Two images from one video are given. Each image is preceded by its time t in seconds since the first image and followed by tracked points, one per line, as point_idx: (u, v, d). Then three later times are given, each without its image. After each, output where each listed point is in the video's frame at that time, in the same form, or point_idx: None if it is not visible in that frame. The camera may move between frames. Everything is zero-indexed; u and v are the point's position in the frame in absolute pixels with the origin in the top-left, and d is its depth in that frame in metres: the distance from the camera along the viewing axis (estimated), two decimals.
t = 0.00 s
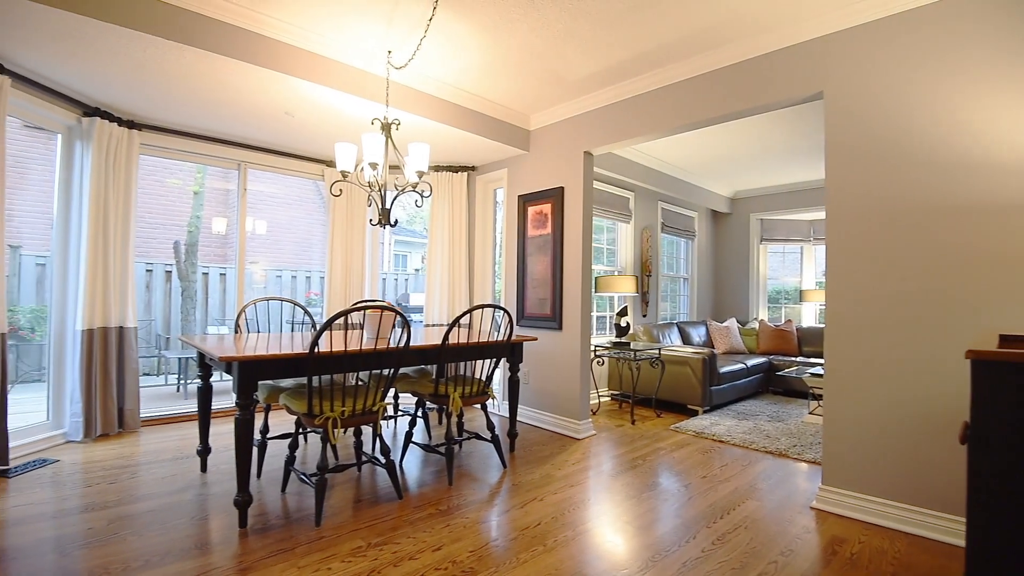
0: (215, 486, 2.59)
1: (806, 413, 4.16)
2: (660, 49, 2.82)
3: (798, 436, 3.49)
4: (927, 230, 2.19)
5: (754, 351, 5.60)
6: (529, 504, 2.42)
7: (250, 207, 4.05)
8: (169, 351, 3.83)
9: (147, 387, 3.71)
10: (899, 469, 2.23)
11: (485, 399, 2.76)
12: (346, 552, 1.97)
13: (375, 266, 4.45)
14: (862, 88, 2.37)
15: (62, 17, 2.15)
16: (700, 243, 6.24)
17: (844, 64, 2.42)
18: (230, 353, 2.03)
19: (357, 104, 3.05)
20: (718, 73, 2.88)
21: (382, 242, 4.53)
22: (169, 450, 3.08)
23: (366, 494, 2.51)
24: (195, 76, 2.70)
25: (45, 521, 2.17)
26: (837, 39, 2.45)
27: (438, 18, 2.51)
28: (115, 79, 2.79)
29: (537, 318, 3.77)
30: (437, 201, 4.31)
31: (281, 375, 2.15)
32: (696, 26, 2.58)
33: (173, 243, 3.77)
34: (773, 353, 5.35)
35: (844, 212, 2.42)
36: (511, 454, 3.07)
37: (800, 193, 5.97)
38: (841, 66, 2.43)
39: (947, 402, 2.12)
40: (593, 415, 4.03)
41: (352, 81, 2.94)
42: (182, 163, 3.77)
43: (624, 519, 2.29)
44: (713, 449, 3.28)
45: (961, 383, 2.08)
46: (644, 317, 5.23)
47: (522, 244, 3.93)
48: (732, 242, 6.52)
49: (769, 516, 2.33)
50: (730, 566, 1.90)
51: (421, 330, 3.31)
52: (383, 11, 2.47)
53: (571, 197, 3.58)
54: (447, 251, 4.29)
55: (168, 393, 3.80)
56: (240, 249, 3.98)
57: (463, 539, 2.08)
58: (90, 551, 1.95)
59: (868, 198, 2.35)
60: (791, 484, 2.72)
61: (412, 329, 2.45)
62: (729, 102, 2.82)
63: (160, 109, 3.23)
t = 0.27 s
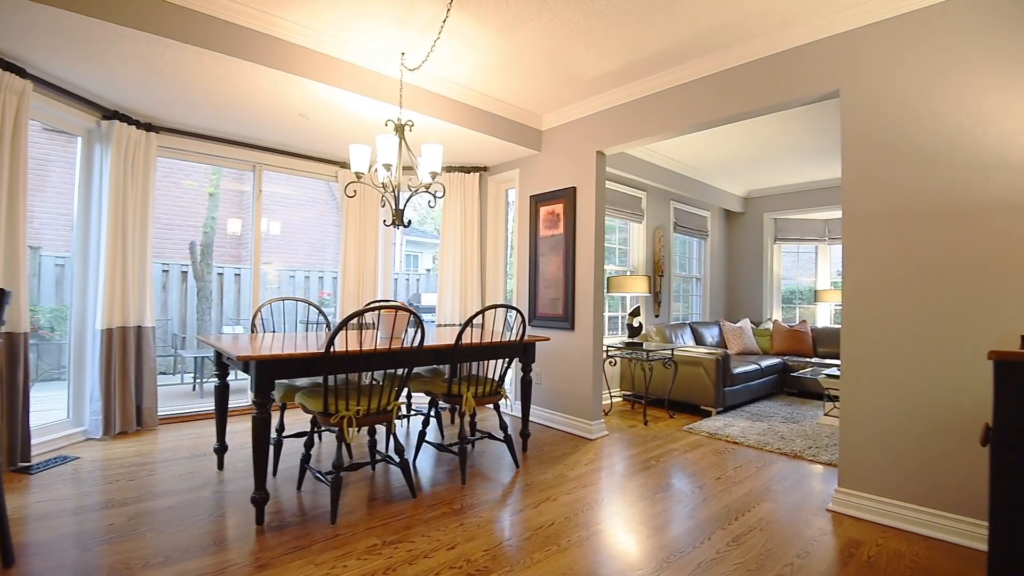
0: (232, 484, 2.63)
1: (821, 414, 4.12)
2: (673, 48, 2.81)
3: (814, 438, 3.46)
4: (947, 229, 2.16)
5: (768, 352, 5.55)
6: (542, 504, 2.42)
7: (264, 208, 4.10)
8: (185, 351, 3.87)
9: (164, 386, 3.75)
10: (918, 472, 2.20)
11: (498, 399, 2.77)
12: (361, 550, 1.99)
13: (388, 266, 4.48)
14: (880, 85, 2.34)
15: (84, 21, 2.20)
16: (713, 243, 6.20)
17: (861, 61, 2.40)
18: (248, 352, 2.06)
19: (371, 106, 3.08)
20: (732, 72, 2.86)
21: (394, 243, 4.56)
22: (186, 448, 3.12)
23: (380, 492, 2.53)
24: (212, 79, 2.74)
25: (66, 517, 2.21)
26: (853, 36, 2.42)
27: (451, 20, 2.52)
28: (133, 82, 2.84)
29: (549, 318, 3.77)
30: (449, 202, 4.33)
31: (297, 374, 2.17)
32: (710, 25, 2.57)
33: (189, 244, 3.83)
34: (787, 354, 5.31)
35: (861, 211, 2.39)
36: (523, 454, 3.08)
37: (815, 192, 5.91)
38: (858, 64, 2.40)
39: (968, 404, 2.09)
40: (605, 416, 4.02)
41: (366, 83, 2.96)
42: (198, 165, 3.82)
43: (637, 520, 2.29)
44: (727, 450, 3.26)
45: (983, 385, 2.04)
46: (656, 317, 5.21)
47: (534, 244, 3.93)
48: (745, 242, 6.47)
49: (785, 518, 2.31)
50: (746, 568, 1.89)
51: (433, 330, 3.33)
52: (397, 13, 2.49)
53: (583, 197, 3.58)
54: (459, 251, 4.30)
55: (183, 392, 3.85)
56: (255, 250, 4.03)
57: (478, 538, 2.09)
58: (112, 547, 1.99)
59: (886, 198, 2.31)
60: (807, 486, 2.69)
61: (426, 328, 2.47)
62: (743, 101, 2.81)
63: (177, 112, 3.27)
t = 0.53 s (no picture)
0: (247, 482, 2.66)
1: (836, 415, 4.07)
2: (686, 47, 2.80)
3: (829, 439, 3.42)
4: (967, 228, 2.12)
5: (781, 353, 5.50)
6: (554, 504, 2.42)
7: (278, 210, 4.14)
8: (200, 350, 3.92)
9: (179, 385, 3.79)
10: (937, 474, 2.17)
11: (510, 399, 2.77)
12: (376, 548, 2.00)
13: (400, 266, 4.50)
14: (897, 83, 2.31)
15: (103, 26, 2.24)
16: (726, 242, 6.16)
17: (878, 58, 2.37)
18: (265, 352, 2.08)
19: (385, 108, 3.10)
20: (747, 70, 2.84)
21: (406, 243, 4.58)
22: (202, 446, 3.16)
23: (394, 491, 2.55)
24: (228, 82, 2.78)
25: (86, 514, 2.25)
26: (870, 33, 2.39)
27: (465, 22, 2.54)
28: (151, 86, 2.88)
29: (561, 319, 3.77)
30: (461, 202, 4.35)
31: (313, 373, 2.19)
32: (724, 24, 2.56)
33: (204, 245, 3.87)
34: (801, 354, 5.26)
35: (877, 209, 2.37)
36: (536, 454, 3.08)
37: (830, 191, 5.84)
38: (875, 61, 2.38)
39: (988, 406, 2.06)
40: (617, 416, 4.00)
41: (380, 85, 2.98)
42: (212, 167, 3.87)
43: (650, 520, 2.28)
44: (740, 451, 3.23)
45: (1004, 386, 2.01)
46: (668, 318, 5.18)
47: (546, 244, 3.93)
48: (759, 242, 6.42)
49: (799, 520, 2.29)
50: (761, 570, 1.88)
51: (445, 330, 3.34)
52: (410, 16, 2.51)
53: (595, 197, 3.57)
54: (471, 252, 4.32)
55: (199, 390, 3.90)
56: (268, 251, 4.07)
57: (492, 538, 2.09)
58: (131, 543, 2.02)
59: (904, 197, 2.29)
60: (822, 488, 2.66)
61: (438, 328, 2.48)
62: (758, 100, 2.79)
63: (194, 114, 3.32)
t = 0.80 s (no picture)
0: (263, 480, 2.69)
1: (852, 417, 4.02)
2: (699, 46, 2.78)
3: (845, 441, 3.38)
4: (987, 227, 2.09)
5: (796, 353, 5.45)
6: (568, 505, 2.42)
7: (292, 210, 4.19)
8: (215, 349, 3.97)
9: (195, 384, 3.85)
10: (956, 477, 2.14)
11: (523, 399, 2.78)
12: (391, 547, 2.02)
13: (412, 267, 4.53)
14: (915, 80, 2.28)
15: (123, 31, 2.28)
16: (739, 242, 6.11)
17: (895, 55, 2.34)
18: (282, 351, 2.11)
19: (399, 109, 3.12)
20: (762, 69, 2.81)
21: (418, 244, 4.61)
22: (219, 444, 3.21)
23: (407, 490, 2.57)
24: (244, 85, 2.82)
25: (106, 510, 2.29)
26: (889, 29, 2.36)
27: (478, 23, 2.55)
28: (168, 89, 2.93)
29: (574, 319, 3.77)
30: (473, 203, 4.36)
31: (329, 372, 2.22)
32: (737, 23, 2.54)
33: (220, 246, 3.92)
34: (816, 356, 5.20)
35: (895, 209, 2.33)
36: (548, 454, 3.08)
37: (846, 190, 5.78)
38: (892, 58, 2.35)
39: (1010, 408, 2.02)
40: (629, 417, 3.99)
41: (394, 86, 3.00)
42: (227, 168, 3.92)
43: (664, 522, 2.27)
44: (755, 453, 3.20)
45: None
46: (681, 318, 5.15)
47: (558, 244, 3.93)
48: (772, 241, 6.36)
49: (816, 523, 2.27)
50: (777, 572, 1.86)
51: (459, 330, 3.35)
52: (424, 18, 2.52)
53: (607, 197, 3.57)
54: (483, 252, 4.33)
55: (215, 389, 3.95)
56: (282, 251, 4.12)
57: (506, 537, 2.10)
58: (151, 539, 2.05)
59: (922, 196, 2.25)
60: (839, 491, 2.63)
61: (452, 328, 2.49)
62: (772, 98, 2.76)
63: (210, 117, 3.36)
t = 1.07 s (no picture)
0: (280, 478, 2.72)
1: (869, 419, 3.97)
2: (713, 44, 2.76)
3: (863, 443, 3.34)
4: (1011, 226, 2.05)
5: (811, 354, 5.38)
6: (581, 505, 2.41)
7: (307, 211, 4.23)
8: (231, 349, 4.02)
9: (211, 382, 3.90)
10: (977, 480, 2.10)
11: (537, 399, 2.78)
12: (407, 545, 2.03)
13: (425, 267, 4.55)
14: (935, 76, 2.24)
15: (142, 35, 2.32)
16: (753, 242, 6.05)
17: (914, 52, 2.30)
18: (299, 350, 2.14)
19: (413, 111, 3.14)
20: (777, 67, 2.79)
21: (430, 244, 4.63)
22: (235, 443, 3.25)
23: (421, 489, 2.58)
24: (260, 87, 2.85)
25: (126, 506, 2.33)
26: (908, 25, 2.32)
27: (492, 25, 2.56)
28: (185, 91, 2.97)
29: (587, 319, 3.76)
30: (485, 203, 4.37)
31: (345, 372, 2.24)
32: (752, 21, 2.52)
33: (236, 246, 3.97)
34: (833, 356, 5.14)
35: (915, 207, 2.30)
36: (561, 455, 3.08)
37: (862, 189, 5.70)
38: (911, 55, 2.31)
39: None
40: (643, 418, 3.98)
41: (408, 88, 3.02)
42: (243, 170, 3.97)
43: (678, 523, 2.26)
44: (770, 454, 3.18)
45: None
46: (695, 318, 5.12)
47: (571, 244, 3.93)
48: (787, 241, 6.30)
49: (833, 525, 2.25)
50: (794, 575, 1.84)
51: (472, 330, 3.37)
52: (438, 20, 2.54)
53: (621, 196, 3.56)
54: (495, 252, 4.34)
55: (230, 388, 4.01)
56: (296, 252, 4.16)
57: (521, 537, 2.10)
58: (171, 535, 2.09)
59: (943, 194, 2.21)
60: (856, 494, 2.60)
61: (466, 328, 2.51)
62: (788, 96, 2.74)
63: (226, 119, 3.41)
